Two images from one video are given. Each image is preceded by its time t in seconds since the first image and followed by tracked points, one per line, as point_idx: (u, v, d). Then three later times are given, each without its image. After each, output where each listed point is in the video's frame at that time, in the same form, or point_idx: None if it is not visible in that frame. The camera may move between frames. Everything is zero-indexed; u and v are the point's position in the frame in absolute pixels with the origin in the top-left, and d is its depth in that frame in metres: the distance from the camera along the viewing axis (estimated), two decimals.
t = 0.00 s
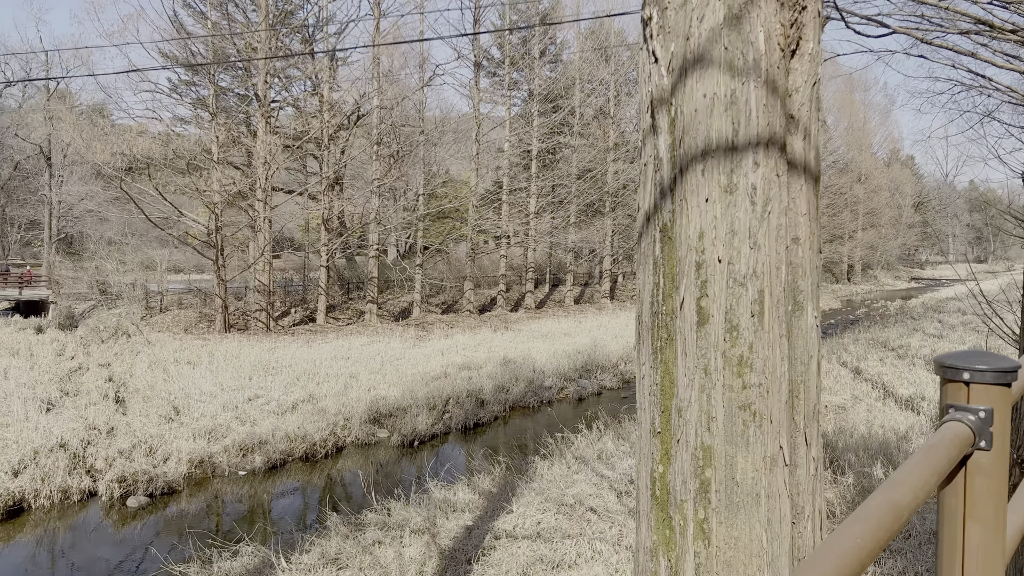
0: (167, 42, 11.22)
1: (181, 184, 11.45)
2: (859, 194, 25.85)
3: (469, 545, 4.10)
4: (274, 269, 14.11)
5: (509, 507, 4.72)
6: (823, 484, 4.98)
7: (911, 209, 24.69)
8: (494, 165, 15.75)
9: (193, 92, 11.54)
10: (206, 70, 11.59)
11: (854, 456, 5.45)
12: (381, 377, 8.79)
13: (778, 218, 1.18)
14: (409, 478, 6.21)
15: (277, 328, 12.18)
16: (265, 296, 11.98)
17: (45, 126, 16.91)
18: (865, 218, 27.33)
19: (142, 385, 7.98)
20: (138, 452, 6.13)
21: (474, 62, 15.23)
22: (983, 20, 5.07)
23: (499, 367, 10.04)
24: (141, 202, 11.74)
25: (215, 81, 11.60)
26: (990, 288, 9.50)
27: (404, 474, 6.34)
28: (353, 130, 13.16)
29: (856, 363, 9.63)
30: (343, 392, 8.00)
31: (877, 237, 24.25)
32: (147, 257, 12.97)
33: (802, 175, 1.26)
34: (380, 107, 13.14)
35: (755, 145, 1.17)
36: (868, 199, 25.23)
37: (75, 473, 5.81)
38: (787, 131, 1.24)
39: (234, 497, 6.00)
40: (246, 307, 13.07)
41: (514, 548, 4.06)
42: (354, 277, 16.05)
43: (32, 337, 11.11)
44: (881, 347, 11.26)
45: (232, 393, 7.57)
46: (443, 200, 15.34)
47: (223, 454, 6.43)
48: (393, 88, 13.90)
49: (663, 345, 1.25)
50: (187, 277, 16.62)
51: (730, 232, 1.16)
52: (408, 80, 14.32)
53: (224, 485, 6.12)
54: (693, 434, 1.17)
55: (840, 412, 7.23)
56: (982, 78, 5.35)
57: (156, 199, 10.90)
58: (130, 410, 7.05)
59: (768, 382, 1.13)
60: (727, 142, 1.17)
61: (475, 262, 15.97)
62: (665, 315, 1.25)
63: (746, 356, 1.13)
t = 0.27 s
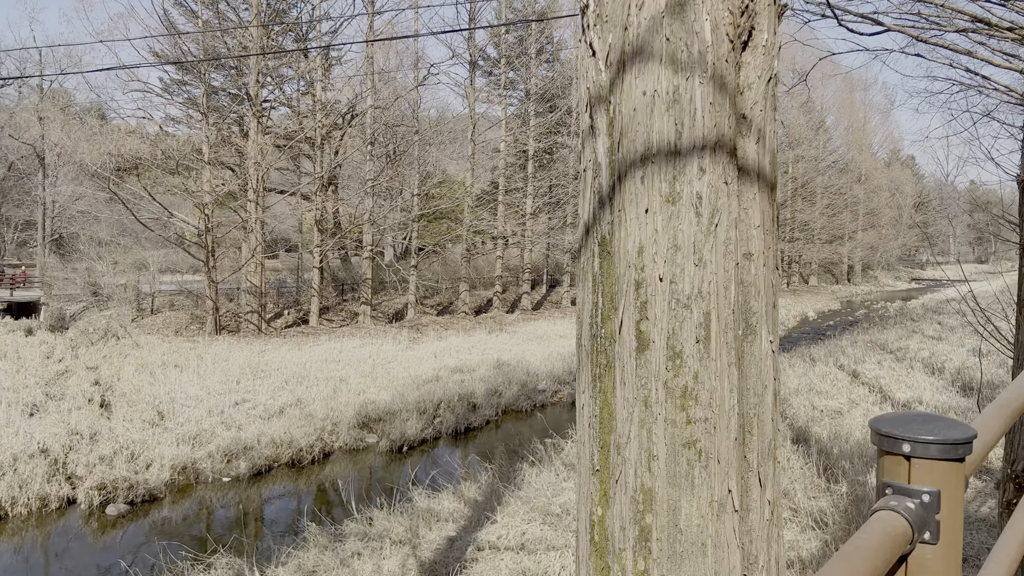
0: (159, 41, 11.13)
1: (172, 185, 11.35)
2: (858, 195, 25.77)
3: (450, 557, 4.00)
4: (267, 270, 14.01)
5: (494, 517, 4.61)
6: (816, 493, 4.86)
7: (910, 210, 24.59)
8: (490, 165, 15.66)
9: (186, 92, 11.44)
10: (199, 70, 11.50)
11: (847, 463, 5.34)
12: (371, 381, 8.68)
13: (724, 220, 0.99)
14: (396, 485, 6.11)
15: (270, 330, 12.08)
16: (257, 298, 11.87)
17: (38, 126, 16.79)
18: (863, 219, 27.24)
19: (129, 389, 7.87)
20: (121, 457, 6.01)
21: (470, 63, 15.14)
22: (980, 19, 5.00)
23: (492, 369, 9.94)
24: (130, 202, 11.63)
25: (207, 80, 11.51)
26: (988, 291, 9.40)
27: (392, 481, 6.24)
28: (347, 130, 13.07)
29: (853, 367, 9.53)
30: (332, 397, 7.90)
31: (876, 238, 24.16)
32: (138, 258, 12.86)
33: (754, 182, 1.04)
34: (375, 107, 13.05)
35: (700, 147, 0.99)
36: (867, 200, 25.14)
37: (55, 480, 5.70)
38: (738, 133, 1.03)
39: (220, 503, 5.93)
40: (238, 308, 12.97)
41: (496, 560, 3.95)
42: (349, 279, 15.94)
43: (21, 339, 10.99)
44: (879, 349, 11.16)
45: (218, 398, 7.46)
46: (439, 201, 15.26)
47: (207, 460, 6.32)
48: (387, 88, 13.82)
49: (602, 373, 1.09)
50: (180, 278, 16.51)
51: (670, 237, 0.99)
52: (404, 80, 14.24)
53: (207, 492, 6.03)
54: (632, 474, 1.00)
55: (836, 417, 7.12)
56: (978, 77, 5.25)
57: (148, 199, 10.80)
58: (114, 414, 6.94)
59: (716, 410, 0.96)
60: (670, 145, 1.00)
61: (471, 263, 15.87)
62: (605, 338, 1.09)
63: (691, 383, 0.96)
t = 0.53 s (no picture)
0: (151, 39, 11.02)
1: (163, 184, 11.24)
2: (856, 195, 25.66)
3: (430, 563, 3.91)
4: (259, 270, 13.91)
5: (477, 521, 4.52)
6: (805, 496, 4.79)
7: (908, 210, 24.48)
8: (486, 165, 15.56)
9: (178, 91, 11.34)
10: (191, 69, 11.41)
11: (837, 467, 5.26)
12: (361, 382, 8.58)
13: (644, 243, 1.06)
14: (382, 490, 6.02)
15: (262, 331, 11.97)
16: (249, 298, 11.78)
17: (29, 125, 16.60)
18: (862, 219, 27.11)
19: (114, 391, 7.77)
20: (103, 459, 5.93)
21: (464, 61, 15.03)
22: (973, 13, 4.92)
23: (485, 370, 9.84)
24: (117, 201, 11.50)
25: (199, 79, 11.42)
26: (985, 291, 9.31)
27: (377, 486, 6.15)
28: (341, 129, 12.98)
29: (848, 367, 9.44)
30: (321, 398, 7.81)
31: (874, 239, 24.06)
32: (128, 258, 12.74)
33: (678, 175, 1.12)
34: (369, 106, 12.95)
35: (612, 138, 1.06)
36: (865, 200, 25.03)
37: (35, 483, 5.62)
38: (658, 120, 1.10)
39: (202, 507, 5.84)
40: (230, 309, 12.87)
41: (476, 567, 3.86)
42: (343, 279, 15.83)
43: (9, 340, 10.85)
44: (875, 350, 11.07)
45: (204, 400, 7.38)
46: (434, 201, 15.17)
47: (191, 462, 6.24)
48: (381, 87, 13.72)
49: (512, 384, 1.16)
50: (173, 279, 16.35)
51: (586, 261, 1.06)
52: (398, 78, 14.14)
53: (189, 496, 5.94)
54: (542, 500, 1.08)
55: (829, 418, 7.04)
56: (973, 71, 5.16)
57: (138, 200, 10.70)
58: (98, 416, 6.85)
59: (629, 436, 1.03)
60: (581, 133, 1.08)
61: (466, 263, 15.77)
62: (516, 347, 1.16)
63: (603, 404, 1.03)
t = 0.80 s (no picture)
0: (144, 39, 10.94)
1: (154, 185, 11.14)
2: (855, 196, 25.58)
3: None
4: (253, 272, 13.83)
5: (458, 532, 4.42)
6: (794, 505, 4.72)
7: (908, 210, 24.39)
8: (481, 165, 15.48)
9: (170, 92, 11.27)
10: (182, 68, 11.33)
11: (829, 475, 5.17)
12: (351, 386, 8.50)
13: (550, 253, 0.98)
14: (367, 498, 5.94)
15: (254, 333, 11.89)
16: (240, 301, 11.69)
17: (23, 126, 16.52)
18: (862, 220, 27.04)
19: (100, 395, 7.69)
20: (82, 467, 5.85)
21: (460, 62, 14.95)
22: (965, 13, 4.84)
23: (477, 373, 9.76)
24: (106, 203, 11.39)
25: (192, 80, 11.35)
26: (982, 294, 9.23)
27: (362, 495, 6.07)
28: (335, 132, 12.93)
29: (844, 371, 9.35)
30: (309, 403, 7.73)
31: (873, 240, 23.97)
32: (121, 260, 12.66)
33: (586, 195, 1.04)
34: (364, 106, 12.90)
35: (506, 153, 0.98)
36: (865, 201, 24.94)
37: (13, 490, 5.53)
38: (564, 134, 1.02)
39: (186, 514, 5.76)
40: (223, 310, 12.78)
41: None
42: (338, 280, 15.76)
43: None
44: (872, 352, 10.98)
45: (190, 405, 7.29)
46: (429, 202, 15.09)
47: (174, 469, 6.15)
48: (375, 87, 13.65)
49: (405, 427, 1.08)
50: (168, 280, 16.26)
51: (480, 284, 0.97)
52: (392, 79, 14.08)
53: (172, 502, 5.85)
54: (431, 559, 0.99)
55: (822, 423, 6.94)
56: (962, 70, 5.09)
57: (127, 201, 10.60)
58: (81, 421, 6.77)
59: (528, 492, 0.94)
60: (473, 148, 0.99)
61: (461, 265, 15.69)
62: (409, 383, 1.08)
63: (499, 454, 0.95)
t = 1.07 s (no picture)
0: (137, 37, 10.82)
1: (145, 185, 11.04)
2: (855, 196, 25.47)
3: None
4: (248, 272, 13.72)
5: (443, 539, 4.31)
6: (787, 509, 4.62)
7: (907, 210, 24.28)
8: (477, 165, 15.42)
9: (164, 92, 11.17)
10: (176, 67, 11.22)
11: (824, 479, 5.08)
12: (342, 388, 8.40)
13: (448, 302, 1.04)
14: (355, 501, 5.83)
15: (247, 335, 11.79)
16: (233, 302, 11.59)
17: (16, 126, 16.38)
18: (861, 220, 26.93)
19: (87, 397, 7.59)
20: (66, 470, 5.76)
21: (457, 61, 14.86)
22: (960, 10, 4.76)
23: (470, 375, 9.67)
24: (98, 202, 11.28)
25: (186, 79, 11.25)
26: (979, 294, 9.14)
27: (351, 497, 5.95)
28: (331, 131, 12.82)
29: (841, 372, 9.25)
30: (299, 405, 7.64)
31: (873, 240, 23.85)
32: (114, 260, 12.55)
33: (486, 181, 1.12)
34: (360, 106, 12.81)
35: (392, 142, 1.03)
36: (865, 201, 24.83)
37: None
38: (463, 114, 1.10)
39: (171, 518, 5.66)
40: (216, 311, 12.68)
41: None
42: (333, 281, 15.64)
43: None
44: (870, 354, 10.88)
45: (178, 407, 7.21)
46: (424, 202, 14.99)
47: (160, 472, 6.07)
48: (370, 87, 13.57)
49: (287, 443, 1.14)
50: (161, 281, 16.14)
51: (373, 327, 1.03)
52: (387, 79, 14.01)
53: (157, 506, 5.76)
54: None
55: (818, 426, 6.84)
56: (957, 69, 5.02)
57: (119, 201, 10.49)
58: (66, 424, 6.68)
59: (415, 538, 0.99)
60: (354, 133, 1.04)
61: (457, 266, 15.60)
62: (291, 407, 1.12)
63: (384, 495, 1.00)
